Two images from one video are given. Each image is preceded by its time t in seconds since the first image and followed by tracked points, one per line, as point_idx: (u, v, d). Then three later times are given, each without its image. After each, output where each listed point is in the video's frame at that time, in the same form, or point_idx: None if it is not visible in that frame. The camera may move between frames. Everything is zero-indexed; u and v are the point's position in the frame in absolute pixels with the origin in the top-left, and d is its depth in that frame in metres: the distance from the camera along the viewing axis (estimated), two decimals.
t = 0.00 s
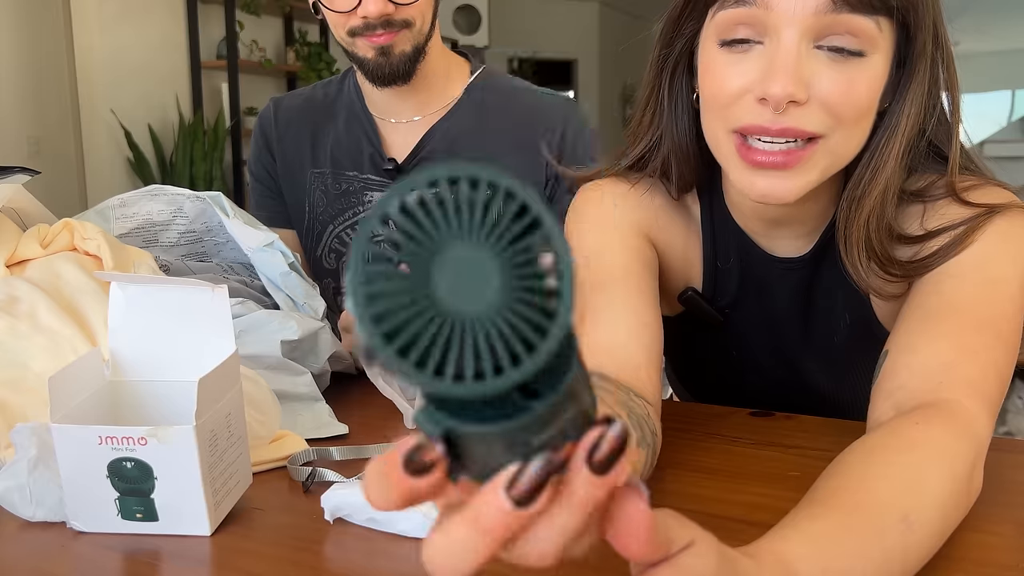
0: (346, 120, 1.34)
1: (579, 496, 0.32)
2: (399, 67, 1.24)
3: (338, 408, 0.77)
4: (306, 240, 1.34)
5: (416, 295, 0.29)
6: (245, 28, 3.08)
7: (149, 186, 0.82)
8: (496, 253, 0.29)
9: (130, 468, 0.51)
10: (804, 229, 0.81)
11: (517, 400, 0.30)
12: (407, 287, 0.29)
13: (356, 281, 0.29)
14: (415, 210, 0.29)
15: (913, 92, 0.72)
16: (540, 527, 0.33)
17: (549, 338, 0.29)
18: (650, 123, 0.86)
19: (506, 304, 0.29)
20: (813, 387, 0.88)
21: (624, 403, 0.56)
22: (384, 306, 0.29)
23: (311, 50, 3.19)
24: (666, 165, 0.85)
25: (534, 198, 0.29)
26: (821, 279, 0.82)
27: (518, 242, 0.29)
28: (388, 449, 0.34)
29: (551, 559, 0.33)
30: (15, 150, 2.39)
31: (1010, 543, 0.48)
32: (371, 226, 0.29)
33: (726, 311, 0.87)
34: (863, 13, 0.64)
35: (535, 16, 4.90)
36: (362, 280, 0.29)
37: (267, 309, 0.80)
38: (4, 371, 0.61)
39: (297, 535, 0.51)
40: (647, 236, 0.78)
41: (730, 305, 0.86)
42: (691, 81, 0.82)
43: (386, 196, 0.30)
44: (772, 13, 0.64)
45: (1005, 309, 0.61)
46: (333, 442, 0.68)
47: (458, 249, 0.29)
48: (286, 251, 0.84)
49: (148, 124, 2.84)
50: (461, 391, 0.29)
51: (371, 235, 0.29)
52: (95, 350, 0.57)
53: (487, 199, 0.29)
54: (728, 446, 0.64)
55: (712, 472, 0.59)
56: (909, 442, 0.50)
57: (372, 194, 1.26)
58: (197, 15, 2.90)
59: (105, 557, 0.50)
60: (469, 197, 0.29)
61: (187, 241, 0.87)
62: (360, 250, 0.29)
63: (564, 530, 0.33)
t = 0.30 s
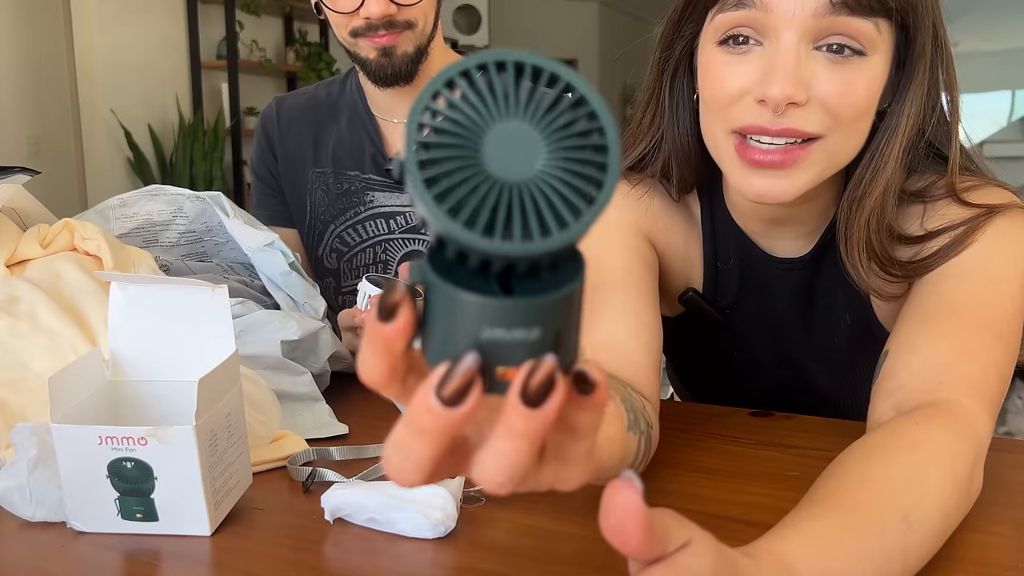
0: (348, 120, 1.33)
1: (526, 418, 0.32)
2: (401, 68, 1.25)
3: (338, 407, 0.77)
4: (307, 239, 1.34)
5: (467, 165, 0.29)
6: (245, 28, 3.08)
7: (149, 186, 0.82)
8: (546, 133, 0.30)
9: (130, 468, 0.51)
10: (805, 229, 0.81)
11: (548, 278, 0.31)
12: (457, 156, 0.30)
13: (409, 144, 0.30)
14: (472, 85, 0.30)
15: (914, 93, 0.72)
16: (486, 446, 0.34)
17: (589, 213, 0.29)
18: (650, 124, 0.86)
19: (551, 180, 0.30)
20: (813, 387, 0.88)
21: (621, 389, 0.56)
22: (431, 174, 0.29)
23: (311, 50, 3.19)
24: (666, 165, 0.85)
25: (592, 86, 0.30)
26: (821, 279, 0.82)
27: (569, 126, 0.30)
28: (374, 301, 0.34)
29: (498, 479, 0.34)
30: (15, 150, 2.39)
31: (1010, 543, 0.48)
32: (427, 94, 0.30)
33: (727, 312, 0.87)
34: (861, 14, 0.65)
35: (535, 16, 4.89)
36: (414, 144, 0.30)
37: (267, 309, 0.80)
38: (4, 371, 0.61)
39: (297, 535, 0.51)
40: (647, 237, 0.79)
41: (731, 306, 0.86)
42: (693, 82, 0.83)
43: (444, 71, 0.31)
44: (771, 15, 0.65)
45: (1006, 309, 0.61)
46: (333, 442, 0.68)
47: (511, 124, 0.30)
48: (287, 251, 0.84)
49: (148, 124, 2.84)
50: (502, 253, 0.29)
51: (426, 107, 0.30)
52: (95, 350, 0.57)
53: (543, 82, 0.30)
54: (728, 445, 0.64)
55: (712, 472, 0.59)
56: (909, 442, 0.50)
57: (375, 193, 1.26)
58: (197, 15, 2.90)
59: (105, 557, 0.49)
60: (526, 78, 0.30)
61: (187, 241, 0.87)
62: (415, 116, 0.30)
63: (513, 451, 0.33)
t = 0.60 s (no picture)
0: (349, 121, 1.33)
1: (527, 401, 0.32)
2: (401, 69, 1.25)
3: (338, 407, 0.77)
4: (308, 239, 1.34)
5: (481, 148, 0.30)
6: (245, 28, 3.08)
7: (149, 186, 0.82)
8: (562, 118, 0.30)
9: (130, 468, 0.51)
10: (804, 228, 0.81)
11: (558, 262, 0.31)
12: (473, 139, 0.30)
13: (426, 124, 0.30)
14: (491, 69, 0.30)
15: (914, 91, 0.72)
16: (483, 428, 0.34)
17: (600, 200, 0.30)
18: (650, 124, 0.86)
19: (565, 165, 0.30)
20: (813, 387, 0.88)
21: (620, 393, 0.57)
22: (446, 156, 0.30)
23: (311, 50, 3.18)
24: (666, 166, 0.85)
25: (609, 74, 0.30)
26: (820, 279, 0.82)
27: (584, 112, 0.30)
28: (385, 277, 0.34)
29: (495, 462, 0.34)
30: (15, 150, 2.39)
31: (1009, 545, 0.48)
32: (446, 76, 0.30)
33: (727, 312, 0.87)
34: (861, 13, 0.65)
35: (535, 16, 4.89)
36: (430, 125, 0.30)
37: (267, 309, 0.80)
38: (4, 371, 0.61)
39: (296, 535, 0.51)
40: (647, 238, 0.79)
41: (731, 306, 0.86)
42: (692, 82, 0.82)
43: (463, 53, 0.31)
44: (771, 13, 0.65)
45: (1005, 309, 0.61)
46: (333, 442, 0.68)
47: (528, 109, 0.30)
48: (287, 251, 0.84)
49: (148, 124, 2.84)
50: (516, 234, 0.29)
51: (443, 89, 0.30)
52: (95, 350, 0.57)
53: (561, 68, 0.30)
54: (729, 445, 0.64)
55: (712, 472, 0.59)
56: (908, 442, 0.50)
57: (375, 194, 1.26)
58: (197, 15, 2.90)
59: (105, 557, 0.49)
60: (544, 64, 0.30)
61: (187, 241, 0.87)
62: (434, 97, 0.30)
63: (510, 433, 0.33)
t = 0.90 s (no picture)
0: (350, 121, 1.33)
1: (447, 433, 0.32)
2: (400, 70, 1.24)
3: (338, 408, 0.77)
4: (308, 239, 1.34)
5: (445, 203, 0.29)
6: (245, 28, 3.08)
7: (148, 187, 0.82)
8: (533, 175, 0.29)
9: (130, 467, 0.51)
10: (803, 229, 0.81)
11: (524, 322, 0.30)
12: (441, 194, 0.29)
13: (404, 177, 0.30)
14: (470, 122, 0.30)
15: (912, 92, 0.72)
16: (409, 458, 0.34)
17: (565, 259, 0.28)
18: (649, 126, 0.86)
19: (530, 224, 0.29)
20: (813, 386, 0.88)
21: (623, 392, 0.56)
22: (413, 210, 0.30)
23: (311, 50, 3.18)
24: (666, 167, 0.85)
25: (586, 127, 0.28)
26: (820, 279, 0.82)
27: (558, 170, 0.29)
28: (364, 290, 0.34)
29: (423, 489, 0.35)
30: (15, 150, 2.39)
31: (1010, 545, 0.48)
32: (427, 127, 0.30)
33: (727, 312, 0.87)
34: (860, 16, 0.65)
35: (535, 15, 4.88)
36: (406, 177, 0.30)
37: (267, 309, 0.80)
38: (4, 371, 0.61)
39: (297, 535, 0.51)
40: (647, 238, 0.79)
41: (731, 306, 0.86)
42: (689, 84, 0.82)
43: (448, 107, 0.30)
44: (772, 16, 0.65)
45: (1005, 309, 0.61)
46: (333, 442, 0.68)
47: (496, 165, 0.29)
48: (287, 251, 0.84)
49: (148, 124, 2.84)
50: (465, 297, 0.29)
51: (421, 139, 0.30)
52: (95, 350, 0.57)
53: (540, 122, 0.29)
54: (729, 445, 0.64)
55: (712, 472, 0.59)
56: (908, 442, 0.50)
57: (377, 194, 1.27)
58: (197, 15, 2.90)
59: (105, 557, 0.49)
60: (523, 117, 0.29)
61: (187, 241, 0.87)
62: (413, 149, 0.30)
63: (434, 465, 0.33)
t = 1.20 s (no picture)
0: (352, 121, 1.33)
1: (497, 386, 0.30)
2: (400, 71, 1.25)
3: (337, 408, 0.77)
4: (309, 239, 1.35)
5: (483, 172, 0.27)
6: (245, 28, 3.08)
7: (148, 187, 0.82)
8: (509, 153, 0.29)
9: (130, 467, 0.51)
10: (802, 230, 0.81)
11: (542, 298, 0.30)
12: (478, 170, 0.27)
13: (424, 170, 0.26)
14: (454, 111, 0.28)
15: (911, 93, 0.71)
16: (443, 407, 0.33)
17: (568, 209, 0.30)
18: (648, 127, 0.86)
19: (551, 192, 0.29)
20: (814, 386, 0.88)
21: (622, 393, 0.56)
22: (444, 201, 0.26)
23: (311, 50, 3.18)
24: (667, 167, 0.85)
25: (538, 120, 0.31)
26: (820, 279, 0.82)
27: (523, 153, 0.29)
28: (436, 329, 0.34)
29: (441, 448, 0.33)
30: (15, 150, 2.38)
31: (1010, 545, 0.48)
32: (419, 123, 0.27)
33: (727, 312, 0.87)
34: (860, 19, 0.65)
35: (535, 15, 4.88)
36: (438, 159, 0.26)
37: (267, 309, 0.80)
38: (4, 371, 0.61)
39: (297, 535, 0.51)
40: (648, 238, 0.79)
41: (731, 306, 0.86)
42: (689, 85, 0.82)
43: (415, 101, 0.29)
44: (773, 20, 0.65)
45: (1005, 309, 0.61)
46: (333, 442, 0.68)
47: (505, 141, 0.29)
48: (286, 251, 0.84)
49: (148, 124, 2.84)
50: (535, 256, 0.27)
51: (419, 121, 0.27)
52: (95, 350, 0.57)
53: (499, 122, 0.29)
54: (729, 445, 0.64)
55: (712, 472, 0.59)
56: (908, 441, 0.50)
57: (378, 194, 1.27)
58: (197, 15, 2.90)
59: (105, 557, 0.49)
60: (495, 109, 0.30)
61: (187, 241, 0.87)
62: (415, 139, 0.27)
63: (471, 423, 0.32)
